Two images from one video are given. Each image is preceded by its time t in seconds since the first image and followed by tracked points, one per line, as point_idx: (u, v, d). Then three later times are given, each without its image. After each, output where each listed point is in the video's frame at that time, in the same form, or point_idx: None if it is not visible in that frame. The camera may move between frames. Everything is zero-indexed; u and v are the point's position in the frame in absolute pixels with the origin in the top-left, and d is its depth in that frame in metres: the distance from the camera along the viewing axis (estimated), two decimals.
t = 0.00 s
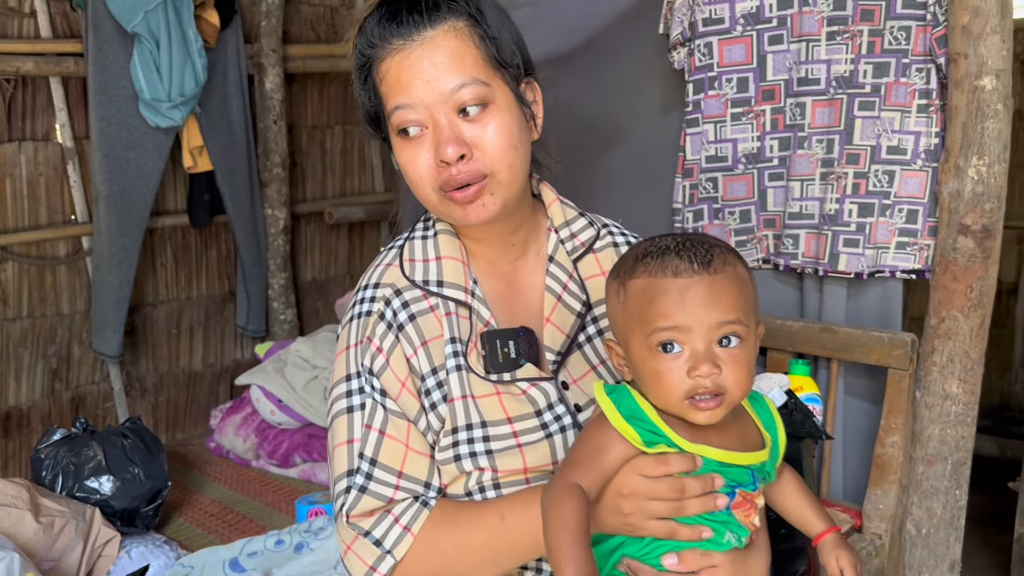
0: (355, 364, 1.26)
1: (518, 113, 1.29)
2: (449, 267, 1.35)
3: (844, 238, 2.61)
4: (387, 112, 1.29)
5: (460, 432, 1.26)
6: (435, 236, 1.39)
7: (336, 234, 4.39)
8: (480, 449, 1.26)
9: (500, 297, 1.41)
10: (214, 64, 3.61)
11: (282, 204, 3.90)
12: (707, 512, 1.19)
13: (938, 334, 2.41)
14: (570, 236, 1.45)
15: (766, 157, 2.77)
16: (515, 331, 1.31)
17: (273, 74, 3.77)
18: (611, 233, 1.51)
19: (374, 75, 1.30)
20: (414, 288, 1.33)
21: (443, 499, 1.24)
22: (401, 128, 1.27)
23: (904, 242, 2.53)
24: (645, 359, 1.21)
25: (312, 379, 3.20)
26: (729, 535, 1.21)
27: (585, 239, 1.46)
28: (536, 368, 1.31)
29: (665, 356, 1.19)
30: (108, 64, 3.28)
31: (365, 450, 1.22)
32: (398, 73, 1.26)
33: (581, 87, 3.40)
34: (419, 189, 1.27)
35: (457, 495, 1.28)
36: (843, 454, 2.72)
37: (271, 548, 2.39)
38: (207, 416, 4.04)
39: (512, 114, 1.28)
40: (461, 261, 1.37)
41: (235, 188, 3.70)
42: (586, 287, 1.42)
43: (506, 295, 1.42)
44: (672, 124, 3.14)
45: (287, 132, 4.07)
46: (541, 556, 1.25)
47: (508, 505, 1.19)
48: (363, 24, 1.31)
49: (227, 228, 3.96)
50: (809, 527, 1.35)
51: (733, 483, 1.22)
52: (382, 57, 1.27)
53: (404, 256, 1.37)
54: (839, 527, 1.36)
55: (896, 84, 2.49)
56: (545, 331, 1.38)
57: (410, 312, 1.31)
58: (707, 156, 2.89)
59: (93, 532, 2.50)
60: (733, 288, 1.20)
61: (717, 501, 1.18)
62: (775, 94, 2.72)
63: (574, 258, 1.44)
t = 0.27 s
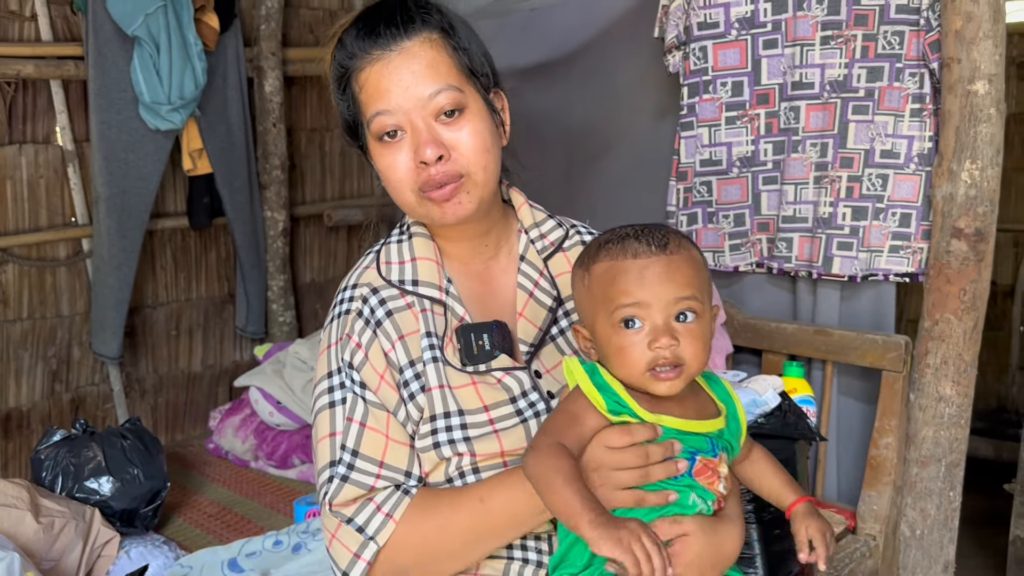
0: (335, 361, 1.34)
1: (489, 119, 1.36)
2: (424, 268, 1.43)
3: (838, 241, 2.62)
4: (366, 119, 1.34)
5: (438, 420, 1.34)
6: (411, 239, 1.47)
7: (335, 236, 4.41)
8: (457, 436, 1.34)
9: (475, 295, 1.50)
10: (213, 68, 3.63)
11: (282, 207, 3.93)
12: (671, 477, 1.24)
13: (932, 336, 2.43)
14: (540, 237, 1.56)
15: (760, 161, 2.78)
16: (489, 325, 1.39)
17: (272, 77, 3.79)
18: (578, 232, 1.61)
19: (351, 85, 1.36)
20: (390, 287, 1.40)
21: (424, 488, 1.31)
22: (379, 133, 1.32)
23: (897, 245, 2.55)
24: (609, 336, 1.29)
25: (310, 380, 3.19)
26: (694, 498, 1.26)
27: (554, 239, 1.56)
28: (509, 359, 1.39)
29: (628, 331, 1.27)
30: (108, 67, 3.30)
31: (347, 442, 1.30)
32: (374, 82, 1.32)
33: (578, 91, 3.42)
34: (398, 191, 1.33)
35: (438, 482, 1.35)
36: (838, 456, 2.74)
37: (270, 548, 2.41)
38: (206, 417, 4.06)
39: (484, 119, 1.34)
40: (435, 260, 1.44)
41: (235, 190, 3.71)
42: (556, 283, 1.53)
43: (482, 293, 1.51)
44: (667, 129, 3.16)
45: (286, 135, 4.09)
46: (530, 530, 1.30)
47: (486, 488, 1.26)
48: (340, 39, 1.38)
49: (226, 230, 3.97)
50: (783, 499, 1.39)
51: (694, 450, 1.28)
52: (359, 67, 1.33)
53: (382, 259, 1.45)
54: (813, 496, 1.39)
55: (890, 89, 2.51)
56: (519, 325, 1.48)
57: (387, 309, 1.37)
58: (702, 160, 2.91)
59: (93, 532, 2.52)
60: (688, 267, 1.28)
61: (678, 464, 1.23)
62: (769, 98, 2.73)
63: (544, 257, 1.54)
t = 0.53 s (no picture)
0: (337, 357, 1.35)
1: (499, 118, 1.37)
2: (425, 267, 1.43)
3: (842, 242, 2.63)
4: (377, 116, 1.35)
5: (438, 417, 1.34)
6: (413, 239, 1.47)
7: (338, 237, 4.42)
8: (458, 433, 1.33)
9: (476, 295, 1.50)
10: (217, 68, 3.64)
11: (285, 207, 3.94)
12: (667, 464, 1.28)
13: (935, 338, 2.43)
14: (542, 238, 1.56)
15: (763, 162, 2.78)
16: (490, 322, 1.39)
17: (276, 78, 3.79)
18: (580, 234, 1.61)
19: (363, 83, 1.37)
20: (392, 285, 1.41)
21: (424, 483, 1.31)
22: (392, 130, 1.33)
23: (900, 246, 2.54)
24: (602, 323, 1.36)
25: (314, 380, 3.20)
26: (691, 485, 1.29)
27: (556, 240, 1.57)
28: (510, 358, 1.40)
29: (619, 316, 1.34)
30: (112, 68, 3.30)
31: (348, 437, 1.30)
32: (388, 79, 1.33)
33: (582, 93, 3.42)
34: (409, 188, 1.34)
35: (439, 479, 1.35)
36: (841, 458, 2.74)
37: (273, 548, 2.41)
38: (209, 417, 4.06)
39: (495, 118, 1.36)
40: (437, 260, 1.45)
41: (238, 191, 3.72)
42: (557, 285, 1.53)
43: (483, 293, 1.51)
44: (669, 132, 3.16)
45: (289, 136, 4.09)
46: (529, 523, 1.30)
47: (485, 479, 1.26)
48: (354, 36, 1.39)
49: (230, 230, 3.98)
50: (769, 501, 1.43)
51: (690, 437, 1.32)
52: (372, 64, 1.34)
53: (383, 259, 1.45)
54: (801, 505, 1.42)
55: (894, 90, 2.51)
56: (519, 325, 1.48)
57: (388, 306, 1.38)
58: (705, 161, 2.91)
59: (97, 532, 2.52)
60: (676, 257, 1.36)
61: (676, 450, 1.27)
62: (773, 99, 2.73)
63: (545, 258, 1.54)
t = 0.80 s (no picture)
0: (350, 358, 1.34)
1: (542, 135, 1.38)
2: (440, 268, 1.43)
3: (851, 243, 2.62)
4: (424, 127, 1.33)
5: (451, 420, 1.33)
6: (430, 239, 1.46)
7: (342, 237, 4.41)
8: (471, 436, 1.33)
9: (491, 298, 1.50)
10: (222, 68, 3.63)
11: (289, 207, 3.94)
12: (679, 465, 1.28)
13: (943, 340, 2.42)
14: (556, 239, 1.56)
15: (771, 163, 2.78)
16: (503, 326, 1.39)
17: (281, 78, 3.78)
18: (594, 235, 1.61)
19: (411, 89, 1.34)
20: (407, 286, 1.40)
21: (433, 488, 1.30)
22: (443, 144, 1.32)
23: (909, 246, 2.54)
24: (605, 323, 1.37)
25: (318, 380, 3.19)
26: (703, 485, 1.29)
27: (570, 242, 1.56)
28: (524, 361, 1.40)
29: (621, 315, 1.35)
30: (118, 67, 3.30)
31: (358, 440, 1.29)
32: (446, 92, 1.30)
33: (589, 93, 3.41)
34: (454, 202, 1.35)
35: (450, 483, 1.35)
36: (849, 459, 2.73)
37: (278, 548, 2.40)
38: (212, 417, 4.05)
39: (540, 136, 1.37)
40: (452, 261, 1.44)
41: (243, 191, 3.71)
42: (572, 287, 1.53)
43: (497, 296, 1.50)
44: (677, 132, 3.16)
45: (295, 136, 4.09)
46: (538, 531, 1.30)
47: (496, 488, 1.26)
48: (403, 38, 1.35)
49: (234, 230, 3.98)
50: (780, 501, 1.42)
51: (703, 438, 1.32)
52: (427, 73, 1.31)
53: (399, 258, 1.44)
54: (813, 506, 1.41)
55: (902, 91, 2.51)
56: (533, 326, 1.49)
57: (403, 307, 1.37)
58: (713, 162, 2.90)
59: (101, 532, 2.51)
60: (677, 257, 1.38)
61: (687, 451, 1.27)
62: (781, 100, 2.73)
63: (560, 259, 1.54)
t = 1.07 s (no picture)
0: (354, 362, 1.32)
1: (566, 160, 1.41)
2: (444, 270, 1.42)
3: (859, 245, 2.61)
4: (459, 139, 1.34)
5: (457, 424, 1.34)
6: (433, 240, 1.46)
7: (346, 238, 4.40)
8: (476, 440, 1.33)
9: (493, 300, 1.49)
10: (227, 67, 3.63)
11: (293, 207, 3.93)
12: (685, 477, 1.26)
13: (949, 342, 2.41)
14: (562, 240, 1.59)
15: (778, 164, 2.77)
16: (508, 329, 1.41)
17: (285, 78, 3.78)
18: (597, 236, 1.64)
19: (451, 98, 1.35)
20: (411, 289, 1.40)
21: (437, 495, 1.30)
22: (477, 158, 1.33)
23: (915, 248, 2.52)
24: (617, 324, 1.37)
25: (323, 380, 3.19)
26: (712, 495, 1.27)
27: (574, 242, 1.60)
28: (529, 364, 1.41)
29: (634, 317, 1.35)
30: (122, 66, 3.30)
31: (361, 445, 1.28)
32: (490, 109, 1.32)
33: (593, 93, 3.40)
34: (477, 215, 1.36)
35: (454, 488, 1.34)
36: (854, 461, 2.72)
37: (281, 549, 2.40)
38: (215, 417, 4.05)
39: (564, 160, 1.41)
40: (456, 264, 1.44)
41: (247, 190, 3.71)
42: (577, 287, 1.55)
43: (500, 297, 1.50)
44: (684, 130, 3.15)
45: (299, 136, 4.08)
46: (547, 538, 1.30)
47: (502, 494, 1.26)
48: (451, 46, 1.36)
49: (238, 230, 3.98)
50: (783, 508, 1.42)
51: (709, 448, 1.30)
52: (472, 87, 1.33)
53: (402, 260, 1.43)
54: (815, 514, 1.42)
55: (909, 93, 2.50)
56: (539, 327, 1.49)
57: (408, 310, 1.37)
58: (719, 163, 2.89)
59: (103, 532, 2.50)
60: (695, 265, 1.38)
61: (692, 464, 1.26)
62: (787, 102, 2.72)
63: (565, 259, 1.57)
